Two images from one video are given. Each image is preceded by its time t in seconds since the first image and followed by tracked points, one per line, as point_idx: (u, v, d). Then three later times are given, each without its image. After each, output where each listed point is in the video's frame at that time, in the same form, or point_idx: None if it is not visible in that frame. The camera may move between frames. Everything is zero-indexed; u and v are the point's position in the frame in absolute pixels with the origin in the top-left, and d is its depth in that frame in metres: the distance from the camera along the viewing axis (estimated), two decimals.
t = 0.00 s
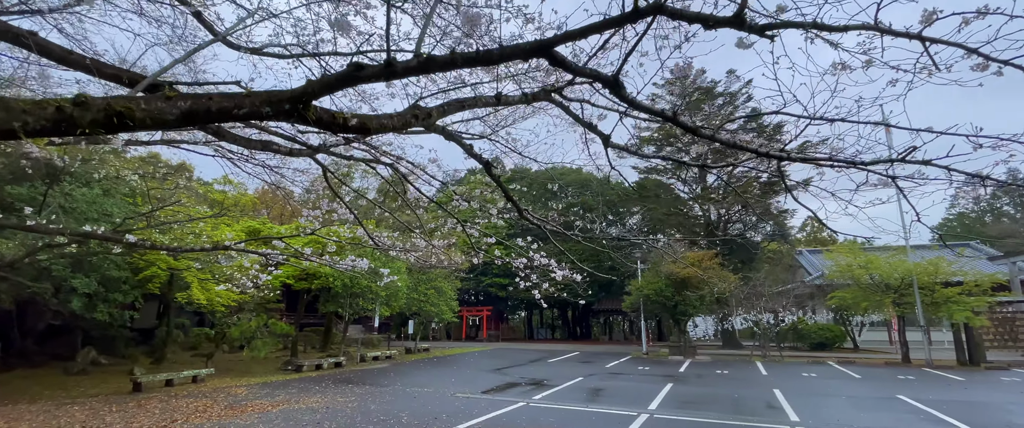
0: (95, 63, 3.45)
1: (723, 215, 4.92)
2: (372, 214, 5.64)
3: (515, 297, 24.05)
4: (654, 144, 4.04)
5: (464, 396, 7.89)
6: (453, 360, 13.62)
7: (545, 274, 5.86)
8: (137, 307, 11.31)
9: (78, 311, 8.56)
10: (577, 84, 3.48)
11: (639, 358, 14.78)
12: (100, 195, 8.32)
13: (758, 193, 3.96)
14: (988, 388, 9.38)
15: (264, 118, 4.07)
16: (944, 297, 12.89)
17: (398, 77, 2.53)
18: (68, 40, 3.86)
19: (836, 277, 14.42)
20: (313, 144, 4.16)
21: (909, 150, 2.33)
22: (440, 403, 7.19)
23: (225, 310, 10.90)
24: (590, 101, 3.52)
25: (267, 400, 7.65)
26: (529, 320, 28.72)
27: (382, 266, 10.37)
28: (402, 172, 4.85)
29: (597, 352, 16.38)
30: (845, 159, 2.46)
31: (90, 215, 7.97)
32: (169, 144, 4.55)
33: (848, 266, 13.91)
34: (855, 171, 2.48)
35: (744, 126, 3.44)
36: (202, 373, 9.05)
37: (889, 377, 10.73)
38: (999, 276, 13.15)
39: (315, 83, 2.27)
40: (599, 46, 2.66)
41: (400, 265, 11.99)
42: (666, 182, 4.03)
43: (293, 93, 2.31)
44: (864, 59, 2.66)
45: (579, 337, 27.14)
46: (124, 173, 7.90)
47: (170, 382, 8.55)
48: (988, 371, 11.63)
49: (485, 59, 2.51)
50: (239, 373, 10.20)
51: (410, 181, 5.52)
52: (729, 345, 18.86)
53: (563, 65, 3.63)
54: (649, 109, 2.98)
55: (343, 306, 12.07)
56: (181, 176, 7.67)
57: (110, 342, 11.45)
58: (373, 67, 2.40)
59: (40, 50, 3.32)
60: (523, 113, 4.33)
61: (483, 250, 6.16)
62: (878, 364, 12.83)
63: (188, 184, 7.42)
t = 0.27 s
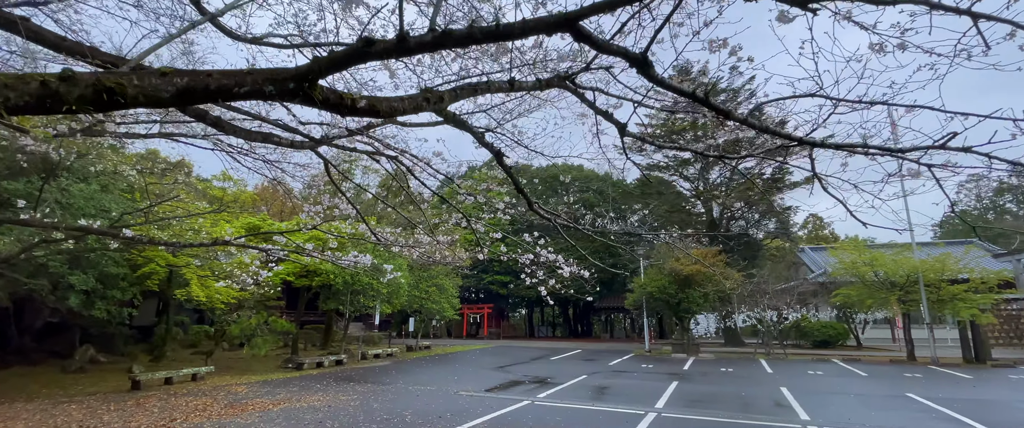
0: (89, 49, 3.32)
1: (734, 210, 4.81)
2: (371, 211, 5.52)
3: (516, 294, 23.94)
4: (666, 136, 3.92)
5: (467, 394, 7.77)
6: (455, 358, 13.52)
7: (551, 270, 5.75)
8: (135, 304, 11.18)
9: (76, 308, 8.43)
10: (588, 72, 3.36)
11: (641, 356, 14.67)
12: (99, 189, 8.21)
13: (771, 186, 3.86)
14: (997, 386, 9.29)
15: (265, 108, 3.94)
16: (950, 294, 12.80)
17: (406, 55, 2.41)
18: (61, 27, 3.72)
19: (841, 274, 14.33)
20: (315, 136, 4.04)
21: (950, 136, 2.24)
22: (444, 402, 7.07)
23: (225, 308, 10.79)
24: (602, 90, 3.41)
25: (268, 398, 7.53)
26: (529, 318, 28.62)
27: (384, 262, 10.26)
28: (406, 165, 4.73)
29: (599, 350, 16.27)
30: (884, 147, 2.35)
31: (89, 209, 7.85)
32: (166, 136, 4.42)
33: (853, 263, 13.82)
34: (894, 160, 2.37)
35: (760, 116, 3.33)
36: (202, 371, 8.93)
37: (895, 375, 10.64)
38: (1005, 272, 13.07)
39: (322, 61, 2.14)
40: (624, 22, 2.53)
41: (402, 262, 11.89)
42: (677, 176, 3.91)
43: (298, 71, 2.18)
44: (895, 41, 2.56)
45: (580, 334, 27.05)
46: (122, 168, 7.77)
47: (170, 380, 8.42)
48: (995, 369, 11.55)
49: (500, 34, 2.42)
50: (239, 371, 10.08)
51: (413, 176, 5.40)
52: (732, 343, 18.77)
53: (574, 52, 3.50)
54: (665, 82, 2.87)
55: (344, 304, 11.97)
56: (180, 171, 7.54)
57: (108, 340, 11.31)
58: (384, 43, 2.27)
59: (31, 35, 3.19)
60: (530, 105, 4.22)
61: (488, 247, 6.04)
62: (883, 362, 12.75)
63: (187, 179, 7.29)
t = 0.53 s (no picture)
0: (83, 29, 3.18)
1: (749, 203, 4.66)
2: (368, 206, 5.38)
3: (517, 291, 23.78)
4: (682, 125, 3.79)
5: (471, 392, 7.64)
6: (457, 355, 13.39)
7: (559, 265, 5.62)
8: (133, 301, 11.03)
9: (73, 305, 8.29)
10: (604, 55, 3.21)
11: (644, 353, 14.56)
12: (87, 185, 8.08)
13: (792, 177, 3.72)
14: (1008, 383, 9.17)
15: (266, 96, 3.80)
16: (957, 291, 12.68)
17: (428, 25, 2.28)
18: (53, 11, 3.56)
19: (846, 270, 14.21)
20: (318, 125, 3.89)
21: (998, 117, 2.14)
22: (448, 400, 6.93)
23: (225, 305, 10.65)
24: (618, 75, 3.26)
25: (269, 396, 7.38)
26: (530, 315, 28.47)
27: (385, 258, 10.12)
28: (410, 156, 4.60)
29: (601, 347, 16.13)
30: (928, 126, 2.24)
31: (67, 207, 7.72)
32: (163, 126, 4.27)
33: (859, 259, 13.69)
34: (939, 140, 2.24)
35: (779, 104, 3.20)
36: (202, 369, 8.78)
37: (903, 373, 10.52)
38: (1012, 269, 12.96)
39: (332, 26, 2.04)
40: None
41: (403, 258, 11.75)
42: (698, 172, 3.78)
43: (306, 38, 2.08)
44: (936, 17, 2.44)
45: (580, 332, 26.92)
46: (119, 162, 7.63)
47: (168, 378, 8.27)
48: (1003, 366, 11.45)
49: (529, 2, 2.23)
50: (238, 368, 9.94)
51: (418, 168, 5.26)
52: (734, 340, 18.65)
53: (588, 36, 3.33)
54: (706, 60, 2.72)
55: (345, 300, 11.83)
56: (178, 165, 7.39)
57: (106, 337, 11.16)
58: (401, 6, 2.14)
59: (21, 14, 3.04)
60: (539, 94, 4.06)
61: (494, 241, 5.91)
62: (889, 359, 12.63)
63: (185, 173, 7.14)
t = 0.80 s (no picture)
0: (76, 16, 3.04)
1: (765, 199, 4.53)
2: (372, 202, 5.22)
3: (518, 289, 23.64)
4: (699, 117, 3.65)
5: (476, 391, 7.50)
6: (460, 353, 13.26)
7: (568, 263, 5.48)
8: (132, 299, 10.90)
9: (70, 303, 8.15)
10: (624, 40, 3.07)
11: (648, 351, 14.42)
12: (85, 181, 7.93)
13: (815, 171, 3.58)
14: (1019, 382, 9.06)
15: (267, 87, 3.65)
16: (965, 289, 12.55)
17: None
18: None
19: (852, 268, 14.08)
20: (321, 118, 3.75)
21: None
22: (453, 400, 6.80)
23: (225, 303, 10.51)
24: (637, 64, 3.12)
25: (270, 396, 7.25)
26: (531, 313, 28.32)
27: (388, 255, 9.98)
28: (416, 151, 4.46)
29: (605, 345, 15.99)
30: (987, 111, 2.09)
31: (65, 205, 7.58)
32: (161, 119, 4.12)
33: (866, 257, 13.56)
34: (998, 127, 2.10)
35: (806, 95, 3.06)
36: (201, 368, 8.64)
37: (911, 371, 10.40)
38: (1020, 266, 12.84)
39: None
40: None
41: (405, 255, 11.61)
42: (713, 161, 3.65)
43: (315, 11, 1.94)
44: None
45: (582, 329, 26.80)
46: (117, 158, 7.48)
47: (167, 377, 8.12)
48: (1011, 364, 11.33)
49: None
50: (238, 367, 9.80)
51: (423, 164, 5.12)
52: (738, 338, 18.52)
53: (605, 22, 3.18)
54: (754, 35, 2.54)
55: (347, 298, 11.70)
56: (177, 161, 7.23)
57: (104, 335, 11.02)
58: None
59: None
60: (551, 86, 3.92)
61: (501, 238, 5.76)
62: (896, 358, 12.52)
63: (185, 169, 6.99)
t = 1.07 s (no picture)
0: None
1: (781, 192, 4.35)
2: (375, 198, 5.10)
3: (519, 286, 23.50)
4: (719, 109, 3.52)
5: (481, 390, 7.39)
6: (462, 352, 13.14)
7: (577, 261, 5.33)
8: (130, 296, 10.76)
9: (68, 300, 8.02)
10: (650, 28, 2.95)
11: (651, 349, 14.33)
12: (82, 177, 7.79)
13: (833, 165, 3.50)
14: None
15: (270, 80, 3.53)
16: (972, 287, 12.45)
17: None
18: None
19: (857, 265, 14.00)
20: (326, 109, 3.63)
21: None
22: (458, 399, 6.68)
23: (225, 301, 10.38)
24: (666, 52, 2.98)
25: (272, 394, 7.13)
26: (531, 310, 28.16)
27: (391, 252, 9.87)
28: (422, 144, 4.32)
29: (607, 343, 15.89)
30: None
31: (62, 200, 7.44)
32: (160, 111, 3.98)
33: (871, 254, 13.47)
34: None
35: (837, 85, 2.95)
36: (201, 367, 8.52)
37: (918, 370, 10.31)
38: None
39: None
40: None
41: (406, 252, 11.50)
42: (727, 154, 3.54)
43: None
44: None
45: (583, 327, 26.66)
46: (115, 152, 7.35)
47: (167, 376, 8.00)
48: (1018, 363, 11.24)
49: None
50: (238, 366, 9.68)
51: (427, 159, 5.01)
52: (740, 336, 18.41)
53: (624, 8, 3.04)
54: (805, 9, 2.40)
55: (348, 296, 11.57)
56: (176, 155, 7.09)
57: (102, 333, 10.88)
58: None
59: None
60: (563, 77, 3.80)
61: (508, 234, 5.63)
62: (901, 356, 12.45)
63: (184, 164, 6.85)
